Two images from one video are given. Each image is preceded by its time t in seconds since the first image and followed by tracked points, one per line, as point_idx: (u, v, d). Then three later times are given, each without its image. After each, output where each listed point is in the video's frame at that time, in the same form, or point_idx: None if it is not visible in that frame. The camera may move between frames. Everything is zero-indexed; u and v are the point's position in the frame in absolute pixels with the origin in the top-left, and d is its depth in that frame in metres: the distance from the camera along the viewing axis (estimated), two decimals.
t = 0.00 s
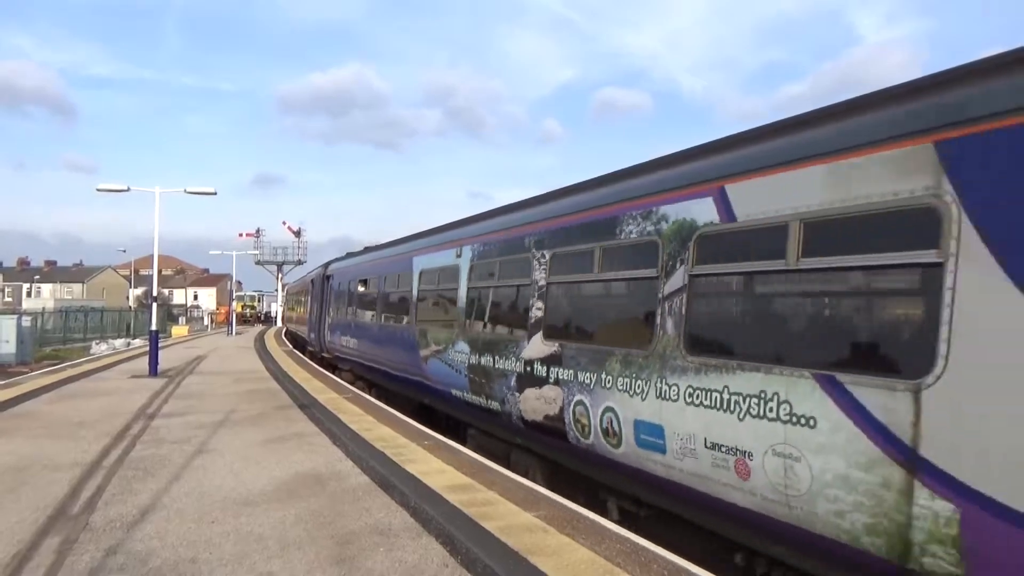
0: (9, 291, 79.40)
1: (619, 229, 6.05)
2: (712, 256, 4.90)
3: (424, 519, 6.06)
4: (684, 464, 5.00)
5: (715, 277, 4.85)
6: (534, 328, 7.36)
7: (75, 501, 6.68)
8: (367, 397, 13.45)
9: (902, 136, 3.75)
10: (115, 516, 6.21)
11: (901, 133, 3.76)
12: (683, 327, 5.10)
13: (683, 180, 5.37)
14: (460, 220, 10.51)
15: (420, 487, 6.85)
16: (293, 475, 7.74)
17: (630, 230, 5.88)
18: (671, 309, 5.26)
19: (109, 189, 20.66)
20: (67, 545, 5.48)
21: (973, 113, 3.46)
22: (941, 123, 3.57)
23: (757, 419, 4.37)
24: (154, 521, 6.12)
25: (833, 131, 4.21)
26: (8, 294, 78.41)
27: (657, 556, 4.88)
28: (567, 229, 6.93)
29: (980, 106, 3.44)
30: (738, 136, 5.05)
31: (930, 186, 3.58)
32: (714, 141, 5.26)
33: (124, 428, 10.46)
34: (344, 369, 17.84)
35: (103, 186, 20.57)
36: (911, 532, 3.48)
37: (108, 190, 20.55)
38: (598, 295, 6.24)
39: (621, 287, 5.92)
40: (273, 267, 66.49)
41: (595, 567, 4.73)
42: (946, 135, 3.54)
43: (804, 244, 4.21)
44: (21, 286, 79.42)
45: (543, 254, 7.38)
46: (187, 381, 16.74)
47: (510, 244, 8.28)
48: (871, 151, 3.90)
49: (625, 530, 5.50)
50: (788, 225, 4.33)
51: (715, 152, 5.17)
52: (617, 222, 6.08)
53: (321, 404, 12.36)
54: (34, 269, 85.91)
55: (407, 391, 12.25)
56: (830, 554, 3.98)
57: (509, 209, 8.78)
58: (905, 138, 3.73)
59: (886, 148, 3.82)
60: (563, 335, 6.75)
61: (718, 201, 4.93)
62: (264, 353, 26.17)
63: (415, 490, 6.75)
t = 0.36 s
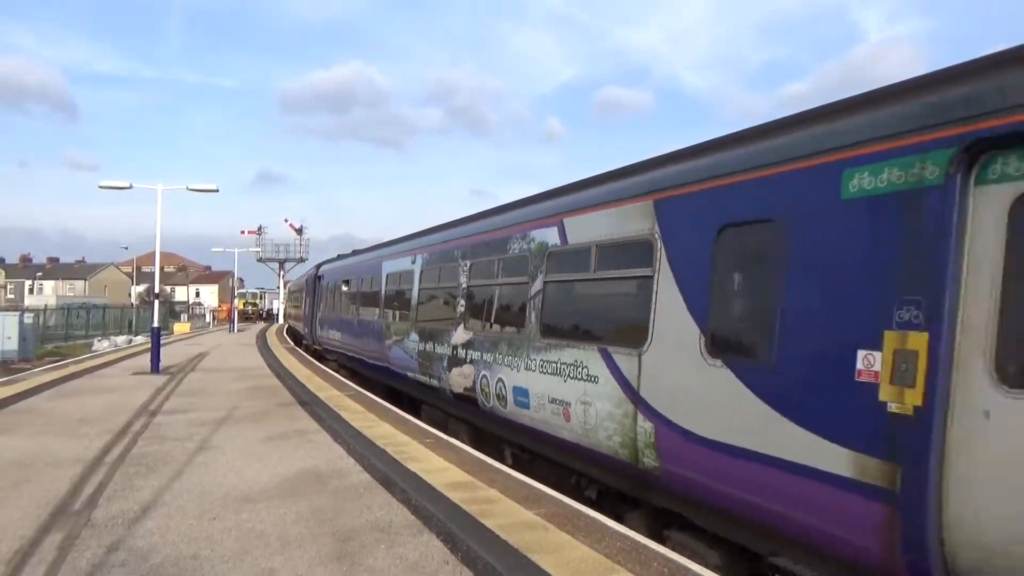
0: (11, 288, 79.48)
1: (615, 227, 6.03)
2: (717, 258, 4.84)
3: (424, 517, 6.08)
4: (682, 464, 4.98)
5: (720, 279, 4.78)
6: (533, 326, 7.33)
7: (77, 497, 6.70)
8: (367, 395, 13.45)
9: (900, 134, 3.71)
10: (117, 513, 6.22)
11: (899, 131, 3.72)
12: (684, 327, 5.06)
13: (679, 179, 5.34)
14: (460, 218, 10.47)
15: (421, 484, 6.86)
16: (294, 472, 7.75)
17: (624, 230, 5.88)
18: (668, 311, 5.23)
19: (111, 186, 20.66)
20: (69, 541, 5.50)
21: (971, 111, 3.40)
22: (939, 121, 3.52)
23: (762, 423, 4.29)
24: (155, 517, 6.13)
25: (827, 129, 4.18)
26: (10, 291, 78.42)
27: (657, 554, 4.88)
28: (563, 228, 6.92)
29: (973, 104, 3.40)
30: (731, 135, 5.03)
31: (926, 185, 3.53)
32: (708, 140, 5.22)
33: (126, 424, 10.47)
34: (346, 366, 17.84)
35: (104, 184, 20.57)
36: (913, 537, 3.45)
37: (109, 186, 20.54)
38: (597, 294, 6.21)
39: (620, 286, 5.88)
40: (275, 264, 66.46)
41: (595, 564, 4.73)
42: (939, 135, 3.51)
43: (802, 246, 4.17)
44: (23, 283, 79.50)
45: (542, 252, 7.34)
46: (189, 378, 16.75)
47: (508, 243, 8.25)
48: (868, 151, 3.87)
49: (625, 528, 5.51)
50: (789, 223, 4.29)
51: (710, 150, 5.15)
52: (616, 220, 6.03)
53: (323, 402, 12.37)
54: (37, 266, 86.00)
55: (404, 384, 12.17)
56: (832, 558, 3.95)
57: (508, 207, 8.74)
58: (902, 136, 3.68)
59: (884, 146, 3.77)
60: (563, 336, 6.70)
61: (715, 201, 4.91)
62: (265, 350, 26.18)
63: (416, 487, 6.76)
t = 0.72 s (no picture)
0: (13, 284, 79.54)
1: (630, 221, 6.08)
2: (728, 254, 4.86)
3: (425, 513, 6.09)
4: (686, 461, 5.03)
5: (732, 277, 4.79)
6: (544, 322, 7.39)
7: (78, 494, 6.71)
8: (369, 391, 13.46)
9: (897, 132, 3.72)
10: (118, 509, 6.23)
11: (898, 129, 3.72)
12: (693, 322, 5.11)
13: (689, 172, 5.39)
14: (470, 213, 10.47)
15: (422, 481, 6.87)
16: (295, 469, 7.76)
17: (638, 223, 5.93)
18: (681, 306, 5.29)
19: (112, 182, 20.65)
20: (70, 537, 5.51)
21: (964, 111, 3.40)
22: (932, 121, 3.52)
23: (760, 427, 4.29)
24: (156, 514, 6.14)
25: (822, 126, 4.26)
26: (12, 288, 78.55)
27: (656, 550, 4.90)
28: (577, 221, 6.97)
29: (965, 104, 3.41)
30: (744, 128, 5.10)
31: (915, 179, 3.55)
32: (722, 132, 5.27)
33: (127, 421, 10.49)
34: (348, 363, 17.87)
35: (104, 181, 20.55)
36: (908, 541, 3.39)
37: (110, 183, 20.56)
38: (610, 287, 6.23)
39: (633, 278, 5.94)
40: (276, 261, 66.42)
41: (595, 561, 4.74)
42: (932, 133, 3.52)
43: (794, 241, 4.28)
44: (25, 280, 79.57)
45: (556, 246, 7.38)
46: (190, 375, 16.77)
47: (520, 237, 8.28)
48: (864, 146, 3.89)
49: (624, 524, 5.52)
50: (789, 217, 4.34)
51: (716, 144, 5.22)
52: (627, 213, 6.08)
53: (324, 398, 12.39)
54: (38, 262, 86.00)
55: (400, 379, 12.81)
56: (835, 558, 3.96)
57: (519, 201, 8.75)
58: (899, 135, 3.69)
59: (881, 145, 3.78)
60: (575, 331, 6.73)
61: (724, 194, 4.95)
62: (267, 347, 26.22)
63: (417, 484, 6.77)
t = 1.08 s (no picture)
0: (13, 282, 79.56)
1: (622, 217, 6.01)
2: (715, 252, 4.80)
3: (425, 510, 6.10)
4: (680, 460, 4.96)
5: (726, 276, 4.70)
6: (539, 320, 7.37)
7: (80, 491, 6.72)
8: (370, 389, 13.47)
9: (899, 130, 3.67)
10: (119, 506, 6.24)
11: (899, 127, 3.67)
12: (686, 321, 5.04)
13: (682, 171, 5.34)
14: (470, 212, 10.45)
15: (423, 479, 6.87)
16: (296, 466, 7.77)
17: (630, 221, 5.88)
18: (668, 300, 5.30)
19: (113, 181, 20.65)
20: (71, 534, 5.52)
21: (967, 108, 3.35)
22: (936, 119, 3.47)
23: (766, 429, 4.20)
24: (157, 511, 6.15)
25: (823, 125, 4.20)
26: (13, 286, 78.57)
27: (656, 548, 4.90)
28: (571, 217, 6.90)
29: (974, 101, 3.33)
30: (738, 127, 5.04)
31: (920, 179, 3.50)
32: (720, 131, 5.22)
33: (128, 418, 10.50)
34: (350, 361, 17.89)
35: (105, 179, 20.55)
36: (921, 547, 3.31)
37: (110, 181, 20.56)
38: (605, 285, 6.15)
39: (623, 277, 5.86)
40: (276, 259, 66.44)
41: (595, 558, 4.75)
42: (941, 131, 3.43)
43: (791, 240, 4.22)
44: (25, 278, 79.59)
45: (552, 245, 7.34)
46: (191, 373, 16.80)
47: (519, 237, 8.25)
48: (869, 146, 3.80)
49: (625, 522, 5.52)
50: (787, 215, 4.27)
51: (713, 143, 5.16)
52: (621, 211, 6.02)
53: (325, 396, 12.41)
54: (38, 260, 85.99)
55: (374, 365, 15.23)
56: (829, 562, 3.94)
57: (515, 199, 8.70)
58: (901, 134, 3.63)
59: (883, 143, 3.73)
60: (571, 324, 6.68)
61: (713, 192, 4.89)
62: (268, 344, 26.24)
63: (417, 482, 6.77)
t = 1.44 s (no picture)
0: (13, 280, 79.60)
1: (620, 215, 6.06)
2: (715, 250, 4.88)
3: (426, 507, 6.11)
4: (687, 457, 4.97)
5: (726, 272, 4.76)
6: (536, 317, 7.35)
7: (81, 489, 6.73)
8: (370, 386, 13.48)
9: (905, 128, 3.67)
10: (120, 504, 6.25)
11: (904, 125, 3.67)
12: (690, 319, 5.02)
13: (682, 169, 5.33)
14: (466, 207, 10.44)
15: (423, 476, 6.87)
16: (297, 463, 7.78)
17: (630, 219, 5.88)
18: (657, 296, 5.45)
19: (112, 179, 20.65)
20: (73, 532, 5.52)
21: (976, 107, 3.35)
22: (944, 117, 3.48)
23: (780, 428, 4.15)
24: (158, 508, 6.15)
25: (827, 123, 4.19)
26: (13, 283, 78.60)
27: (658, 544, 4.91)
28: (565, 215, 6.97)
29: (972, 102, 3.37)
30: (733, 129, 5.13)
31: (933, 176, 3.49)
32: (722, 128, 5.22)
33: (129, 416, 10.51)
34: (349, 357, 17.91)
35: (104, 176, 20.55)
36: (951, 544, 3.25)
37: (109, 179, 20.58)
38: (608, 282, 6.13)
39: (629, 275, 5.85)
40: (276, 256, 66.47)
41: (596, 555, 4.75)
42: (950, 130, 3.44)
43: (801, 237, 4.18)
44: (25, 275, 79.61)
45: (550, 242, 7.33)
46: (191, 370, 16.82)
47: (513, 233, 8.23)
48: (869, 147, 3.84)
49: (626, 518, 5.51)
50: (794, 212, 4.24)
51: (715, 141, 5.16)
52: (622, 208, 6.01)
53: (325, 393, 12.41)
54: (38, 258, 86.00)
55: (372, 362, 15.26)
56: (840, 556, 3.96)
57: (513, 195, 8.70)
58: (908, 132, 3.63)
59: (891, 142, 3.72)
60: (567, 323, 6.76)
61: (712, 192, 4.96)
62: (268, 341, 26.27)
63: (417, 479, 6.78)
